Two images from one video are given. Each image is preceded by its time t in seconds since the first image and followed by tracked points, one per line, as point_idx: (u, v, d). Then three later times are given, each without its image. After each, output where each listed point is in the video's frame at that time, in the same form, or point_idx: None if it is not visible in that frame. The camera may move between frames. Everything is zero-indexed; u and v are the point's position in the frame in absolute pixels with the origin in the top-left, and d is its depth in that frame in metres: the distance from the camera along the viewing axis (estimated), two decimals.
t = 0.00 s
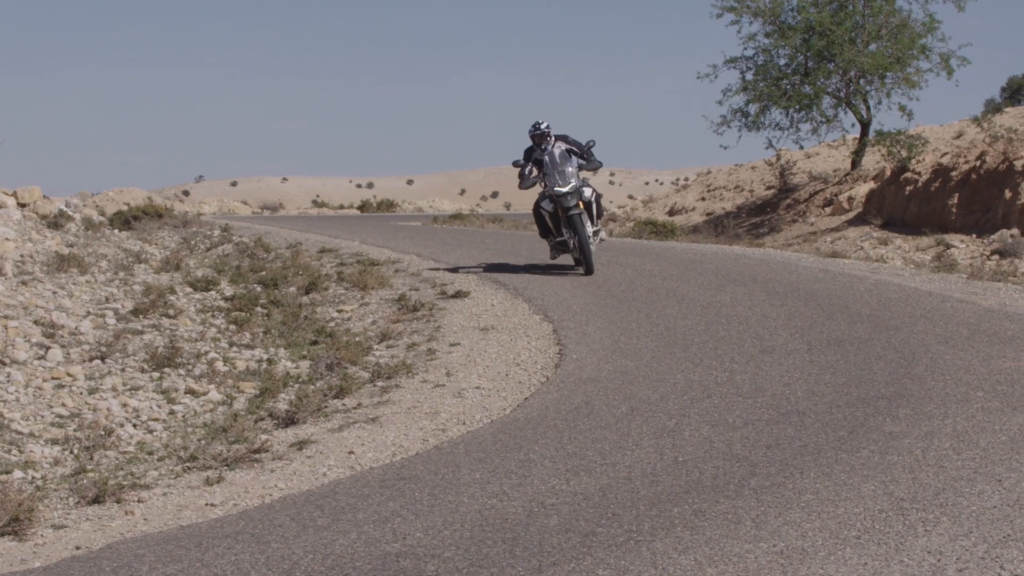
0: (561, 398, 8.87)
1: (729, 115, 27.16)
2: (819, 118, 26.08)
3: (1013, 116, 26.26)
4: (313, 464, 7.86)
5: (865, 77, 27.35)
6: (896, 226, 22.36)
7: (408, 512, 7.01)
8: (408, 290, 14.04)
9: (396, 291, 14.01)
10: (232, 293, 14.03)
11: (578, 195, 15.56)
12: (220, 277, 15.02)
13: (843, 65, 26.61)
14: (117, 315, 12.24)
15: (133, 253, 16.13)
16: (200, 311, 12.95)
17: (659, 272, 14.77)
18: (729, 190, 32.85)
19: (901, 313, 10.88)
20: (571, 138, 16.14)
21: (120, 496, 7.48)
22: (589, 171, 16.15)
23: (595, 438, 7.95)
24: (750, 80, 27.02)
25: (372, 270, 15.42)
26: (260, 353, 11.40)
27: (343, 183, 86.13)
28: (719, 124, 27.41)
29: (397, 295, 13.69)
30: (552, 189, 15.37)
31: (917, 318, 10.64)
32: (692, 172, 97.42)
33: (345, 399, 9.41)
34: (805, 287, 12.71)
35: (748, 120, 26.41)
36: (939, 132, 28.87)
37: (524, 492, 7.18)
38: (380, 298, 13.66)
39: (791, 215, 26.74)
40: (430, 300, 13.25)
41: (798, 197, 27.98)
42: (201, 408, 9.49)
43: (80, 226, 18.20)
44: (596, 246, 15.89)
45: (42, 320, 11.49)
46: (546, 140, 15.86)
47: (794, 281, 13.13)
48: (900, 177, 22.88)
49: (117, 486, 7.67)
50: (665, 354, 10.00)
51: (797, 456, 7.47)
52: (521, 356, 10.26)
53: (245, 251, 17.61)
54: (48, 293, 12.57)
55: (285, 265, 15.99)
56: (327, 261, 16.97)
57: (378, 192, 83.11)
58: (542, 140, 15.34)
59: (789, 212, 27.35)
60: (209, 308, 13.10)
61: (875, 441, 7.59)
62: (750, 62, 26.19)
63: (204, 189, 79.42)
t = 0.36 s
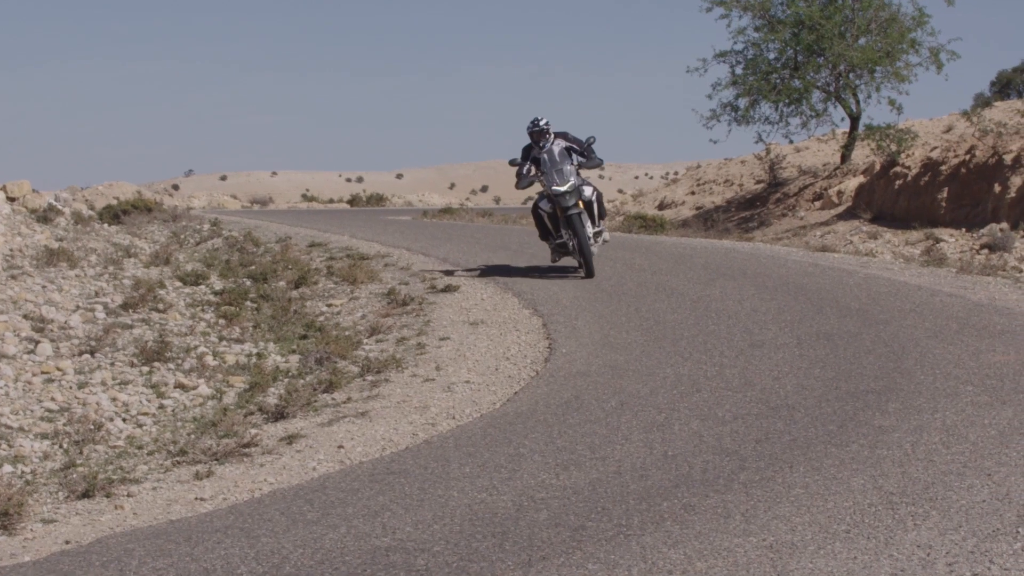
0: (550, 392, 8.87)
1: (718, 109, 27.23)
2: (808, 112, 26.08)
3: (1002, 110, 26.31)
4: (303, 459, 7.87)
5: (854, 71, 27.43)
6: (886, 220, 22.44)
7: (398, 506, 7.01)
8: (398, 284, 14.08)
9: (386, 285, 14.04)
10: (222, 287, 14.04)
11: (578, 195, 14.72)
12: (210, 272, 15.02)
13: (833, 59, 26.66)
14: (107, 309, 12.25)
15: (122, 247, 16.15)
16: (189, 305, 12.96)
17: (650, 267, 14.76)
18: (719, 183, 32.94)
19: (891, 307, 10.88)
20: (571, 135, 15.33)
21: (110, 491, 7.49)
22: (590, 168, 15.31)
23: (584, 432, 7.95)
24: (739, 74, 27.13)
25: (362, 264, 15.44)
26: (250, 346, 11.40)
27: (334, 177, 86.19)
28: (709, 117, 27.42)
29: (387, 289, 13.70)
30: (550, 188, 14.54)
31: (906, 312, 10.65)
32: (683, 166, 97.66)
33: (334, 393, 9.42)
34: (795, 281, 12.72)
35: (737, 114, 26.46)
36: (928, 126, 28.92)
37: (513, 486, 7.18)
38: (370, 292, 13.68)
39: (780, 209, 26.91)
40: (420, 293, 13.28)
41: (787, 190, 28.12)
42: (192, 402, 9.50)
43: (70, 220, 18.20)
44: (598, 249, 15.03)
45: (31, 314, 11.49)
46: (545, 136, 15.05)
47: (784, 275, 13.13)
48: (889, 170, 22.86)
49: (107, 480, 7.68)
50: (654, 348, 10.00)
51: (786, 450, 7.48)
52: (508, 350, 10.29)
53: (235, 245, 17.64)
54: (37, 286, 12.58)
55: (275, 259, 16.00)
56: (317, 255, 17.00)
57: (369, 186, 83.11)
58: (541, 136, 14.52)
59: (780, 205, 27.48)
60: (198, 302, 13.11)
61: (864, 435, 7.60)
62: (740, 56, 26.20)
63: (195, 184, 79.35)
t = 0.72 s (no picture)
0: (542, 387, 8.88)
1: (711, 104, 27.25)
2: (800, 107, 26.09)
3: (993, 105, 26.37)
4: (295, 453, 7.87)
5: (846, 67, 27.50)
6: (878, 216, 22.45)
7: (390, 501, 7.01)
8: (391, 279, 14.09)
9: (378, 280, 14.05)
10: (214, 282, 14.04)
11: (578, 196, 13.80)
12: (201, 267, 15.02)
13: (825, 54, 26.76)
14: (99, 304, 12.25)
15: (114, 242, 16.15)
16: (181, 300, 12.96)
17: (643, 263, 14.74)
18: (711, 179, 32.99)
19: (883, 303, 10.89)
20: (572, 134, 14.46)
21: (102, 486, 7.48)
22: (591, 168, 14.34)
23: (577, 428, 7.95)
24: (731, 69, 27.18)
25: (353, 259, 15.47)
26: (242, 342, 11.40)
27: (327, 172, 86.20)
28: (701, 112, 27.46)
29: (379, 284, 13.70)
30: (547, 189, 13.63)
31: (898, 307, 10.65)
32: (676, 162, 97.78)
33: (326, 388, 9.42)
34: (788, 276, 12.72)
35: (729, 110, 26.47)
36: (921, 121, 28.97)
37: (506, 482, 7.18)
38: (362, 287, 13.69)
39: (773, 205, 26.94)
40: (413, 289, 13.30)
41: (779, 186, 28.15)
42: (184, 397, 9.49)
43: (62, 214, 18.22)
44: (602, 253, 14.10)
45: (23, 309, 11.49)
46: (543, 135, 14.13)
47: (776, 271, 13.13)
48: (881, 165, 22.94)
49: (98, 475, 7.68)
50: (646, 344, 10.01)
51: (779, 446, 7.48)
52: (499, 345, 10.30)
53: (227, 240, 17.65)
54: (29, 282, 12.57)
55: (267, 254, 16.02)
56: (309, 250, 17.00)
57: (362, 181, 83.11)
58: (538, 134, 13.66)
59: (771, 201, 27.53)
60: (190, 297, 13.10)
61: (856, 430, 7.60)
62: (733, 51, 26.21)
63: (188, 179, 79.23)
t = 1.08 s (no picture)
0: (538, 383, 8.88)
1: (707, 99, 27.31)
2: (796, 103, 26.14)
3: (989, 101, 26.39)
4: (290, 448, 7.88)
5: (842, 63, 27.54)
6: (874, 212, 22.53)
7: (386, 496, 7.02)
8: (386, 275, 14.10)
9: (374, 276, 14.06)
10: (210, 277, 14.05)
11: (579, 198, 13.02)
12: (197, 262, 15.03)
13: (820, 50, 26.80)
14: (95, 299, 12.26)
15: (110, 237, 16.16)
16: (177, 295, 12.97)
17: (639, 258, 14.71)
18: (707, 174, 33.01)
19: (880, 298, 10.89)
20: (574, 133, 13.64)
21: (97, 481, 7.49)
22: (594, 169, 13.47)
23: (573, 423, 7.95)
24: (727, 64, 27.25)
25: (349, 255, 15.49)
26: (238, 337, 11.41)
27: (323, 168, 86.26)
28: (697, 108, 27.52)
29: (374, 280, 13.72)
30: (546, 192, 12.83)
31: (895, 303, 10.66)
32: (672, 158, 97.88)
33: (322, 383, 9.43)
34: (784, 272, 12.72)
35: (725, 105, 26.50)
36: (917, 117, 28.99)
37: (502, 477, 7.18)
38: (358, 283, 13.70)
39: (769, 201, 26.97)
40: (409, 284, 13.32)
41: (775, 181, 28.17)
42: (180, 393, 9.50)
43: (57, 210, 18.21)
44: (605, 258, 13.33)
45: (18, 304, 11.49)
46: (544, 134, 13.31)
47: (772, 266, 13.14)
48: (877, 161, 22.94)
49: (94, 470, 7.68)
50: (642, 339, 10.00)
51: (775, 441, 7.48)
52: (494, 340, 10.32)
53: (223, 236, 17.65)
54: (25, 276, 12.57)
55: (262, 249, 16.04)
56: (305, 245, 17.01)
57: (359, 177, 83.20)
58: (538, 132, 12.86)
59: (767, 197, 27.57)
60: (186, 292, 13.11)
61: (852, 426, 7.61)
62: (728, 47, 26.20)
63: (185, 174, 79.17)
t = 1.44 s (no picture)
0: (538, 378, 8.89)
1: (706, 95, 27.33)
2: (796, 98, 26.17)
3: (989, 97, 26.39)
4: (290, 444, 7.88)
5: (842, 58, 27.56)
6: (874, 207, 22.56)
7: (386, 491, 7.04)
8: (386, 270, 14.11)
9: (373, 271, 14.07)
10: (209, 272, 14.04)
11: (583, 199, 12.38)
12: (196, 257, 15.03)
13: (820, 45, 26.84)
14: (94, 294, 12.26)
15: (109, 232, 16.16)
16: (177, 291, 12.97)
17: (637, 254, 14.70)
18: (707, 170, 33.01)
19: (879, 294, 10.90)
20: (579, 131, 12.99)
21: (97, 476, 7.49)
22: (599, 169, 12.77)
23: (573, 418, 7.95)
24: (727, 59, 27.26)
25: (348, 250, 15.50)
26: (237, 332, 11.41)
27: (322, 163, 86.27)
28: (697, 103, 27.54)
29: (374, 275, 13.73)
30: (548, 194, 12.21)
31: (894, 298, 10.67)
32: (671, 153, 97.89)
33: (321, 378, 9.42)
34: (784, 268, 12.72)
35: (725, 101, 26.50)
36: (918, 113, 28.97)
37: (501, 472, 7.18)
38: (357, 278, 13.70)
39: (768, 196, 27.02)
40: (408, 280, 13.35)
41: (774, 177, 28.19)
42: (179, 388, 9.50)
43: (57, 205, 18.20)
44: (612, 262, 12.72)
45: (18, 299, 11.49)
46: (546, 133, 12.63)
47: (771, 262, 13.15)
48: (876, 157, 22.92)
49: (94, 465, 7.69)
50: (642, 335, 10.00)
51: (775, 437, 7.48)
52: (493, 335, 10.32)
53: (222, 231, 17.65)
54: (25, 272, 12.57)
55: (261, 245, 16.04)
56: (304, 241, 17.01)
57: (358, 172, 83.23)
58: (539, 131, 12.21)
59: (766, 192, 27.61)
60: (185, 287, 13.11)
61: (852, 421, 7.61)
62: (728, 42, 26.19)
63: (184, 170, 79.15)
